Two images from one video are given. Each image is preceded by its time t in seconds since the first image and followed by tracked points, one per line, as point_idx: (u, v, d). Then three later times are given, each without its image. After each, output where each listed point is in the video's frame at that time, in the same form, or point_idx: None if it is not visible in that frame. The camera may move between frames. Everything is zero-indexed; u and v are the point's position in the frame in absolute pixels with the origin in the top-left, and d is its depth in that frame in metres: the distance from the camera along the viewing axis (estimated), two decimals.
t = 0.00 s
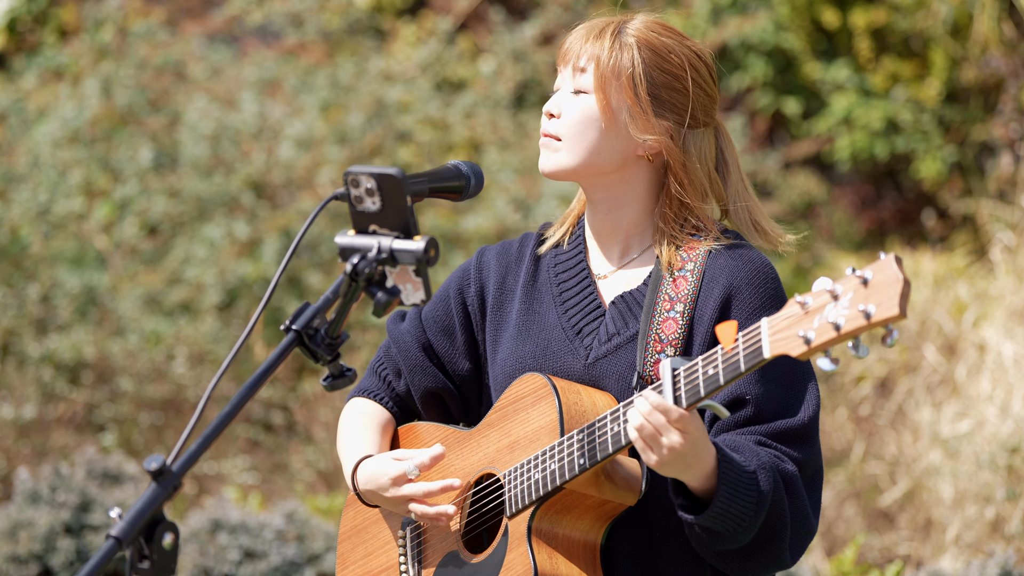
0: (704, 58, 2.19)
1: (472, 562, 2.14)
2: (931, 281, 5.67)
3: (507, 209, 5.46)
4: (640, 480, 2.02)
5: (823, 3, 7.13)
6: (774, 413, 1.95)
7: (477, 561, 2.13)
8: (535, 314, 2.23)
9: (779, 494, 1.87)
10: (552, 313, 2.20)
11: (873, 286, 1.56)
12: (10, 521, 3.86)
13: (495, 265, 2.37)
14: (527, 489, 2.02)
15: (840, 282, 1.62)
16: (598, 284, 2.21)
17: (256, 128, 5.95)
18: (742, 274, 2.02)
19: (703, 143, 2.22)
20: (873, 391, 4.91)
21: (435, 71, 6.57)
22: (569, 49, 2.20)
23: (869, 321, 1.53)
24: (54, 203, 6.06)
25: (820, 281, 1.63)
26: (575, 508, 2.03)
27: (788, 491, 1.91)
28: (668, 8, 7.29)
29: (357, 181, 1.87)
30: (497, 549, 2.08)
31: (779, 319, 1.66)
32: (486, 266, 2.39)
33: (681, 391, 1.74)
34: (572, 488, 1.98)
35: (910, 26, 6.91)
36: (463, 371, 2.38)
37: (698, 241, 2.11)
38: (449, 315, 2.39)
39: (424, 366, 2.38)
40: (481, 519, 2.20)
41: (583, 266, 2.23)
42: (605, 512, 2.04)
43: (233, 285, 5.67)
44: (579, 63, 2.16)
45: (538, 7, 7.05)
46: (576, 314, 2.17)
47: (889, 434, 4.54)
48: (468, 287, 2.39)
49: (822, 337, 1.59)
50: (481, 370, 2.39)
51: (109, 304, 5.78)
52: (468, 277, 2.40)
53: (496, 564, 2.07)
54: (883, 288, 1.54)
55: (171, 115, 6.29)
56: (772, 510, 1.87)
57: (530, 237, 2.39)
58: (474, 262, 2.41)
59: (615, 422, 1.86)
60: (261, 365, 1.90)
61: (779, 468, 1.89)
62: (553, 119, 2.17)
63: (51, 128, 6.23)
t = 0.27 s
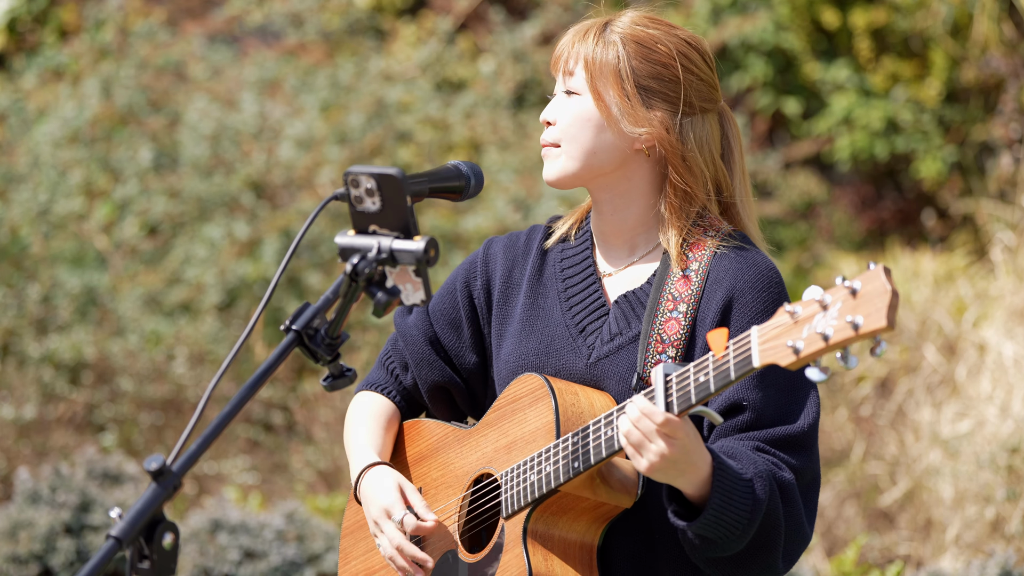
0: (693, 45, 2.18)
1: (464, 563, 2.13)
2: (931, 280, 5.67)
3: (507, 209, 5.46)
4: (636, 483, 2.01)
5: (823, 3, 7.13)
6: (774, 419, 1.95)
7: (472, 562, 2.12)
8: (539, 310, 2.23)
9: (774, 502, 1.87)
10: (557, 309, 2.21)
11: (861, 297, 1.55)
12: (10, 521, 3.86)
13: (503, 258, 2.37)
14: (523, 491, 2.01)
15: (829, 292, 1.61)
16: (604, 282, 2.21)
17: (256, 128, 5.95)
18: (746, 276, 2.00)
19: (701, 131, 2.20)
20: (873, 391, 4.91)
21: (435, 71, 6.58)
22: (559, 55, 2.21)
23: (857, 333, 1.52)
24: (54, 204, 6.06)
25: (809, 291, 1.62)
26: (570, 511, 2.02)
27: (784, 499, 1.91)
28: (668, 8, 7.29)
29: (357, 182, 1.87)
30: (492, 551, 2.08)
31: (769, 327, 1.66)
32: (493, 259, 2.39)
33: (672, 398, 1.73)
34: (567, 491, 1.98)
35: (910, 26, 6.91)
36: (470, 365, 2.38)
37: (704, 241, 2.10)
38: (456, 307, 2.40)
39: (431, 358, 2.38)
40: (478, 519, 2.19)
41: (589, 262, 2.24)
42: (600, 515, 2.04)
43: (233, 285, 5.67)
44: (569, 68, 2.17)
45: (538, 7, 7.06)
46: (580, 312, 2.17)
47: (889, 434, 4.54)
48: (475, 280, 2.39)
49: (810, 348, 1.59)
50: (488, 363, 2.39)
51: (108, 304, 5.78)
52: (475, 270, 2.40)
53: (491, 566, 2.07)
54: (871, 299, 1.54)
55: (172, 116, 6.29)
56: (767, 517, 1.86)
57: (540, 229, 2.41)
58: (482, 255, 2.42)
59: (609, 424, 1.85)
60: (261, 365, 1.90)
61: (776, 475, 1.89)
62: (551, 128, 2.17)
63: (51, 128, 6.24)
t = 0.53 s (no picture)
0: (688, 46, 2.17)
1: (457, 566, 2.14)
2: (931, 280, 5.67)
3: (507, 209, 5.45)
4: (629, 488, 2.01)
5: (823, 3, 7.13)
6: (770, 427, 1.95)
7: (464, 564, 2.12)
8: (539, 313, 2.24)
9: (767, 510, 1.87)
10: (557, 313, 2.21)
11: (853, 305, 1.55)
12: (10, 521, 3.86)
13: (504, 260, 2.37)
14: (516, 494, 2.01)
15: (822, 299, 1.61)
16: (605, 286, 2.21)
17: (256, 128, 5.94)
18: (746, 283, 1.99)
19: (700, 133, 2.20)
20: (873, 391, 4.91)
21: (435, 71, 6.57)
22: (555, 62, 2.21)
23: (846, 340, 1.52)
24: (55, 203, 6.06)
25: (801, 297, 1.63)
26: (564, 515, 2.02)
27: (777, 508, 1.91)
28: (668, 8, 7.29)
29: (358, 181, 1.87)
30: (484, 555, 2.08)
31: (760, 334, 1.66)
32: (494, 262, 2.40)
33: (665, 403, 1.73)
34: (559, 495, 1.97)
35: (910, 26, 6.91)
36: (470, 367, 2.38)
37: (705, 246, 2.09)
38: (457, 310, 2.40)
39: (431, 361, 2.38)
40: (473, 522, 2.19)
41: (590, 267, 2.24)
42: (594, 519, 2.04)
43: (233, 285, 5.67)
44: (565, 76, 2.17)
45: (538, 7, 7.06)
46: (579, 317, 2.17)
47: (889, 434, 4.54)
48: (476, 283, 2.39)
49: (800, 355, 1.59)
50: (488, 366, 2.39)
51: (108, 304, 5.79)
52: (476, 272, 2.41)
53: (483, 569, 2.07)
54: (863, 307, 1.54)
55: (172, 115, 6.29)
56: (759, 526, 1.86)
57: (542, 232, 2.40)
58: (484, 257, 2.42)
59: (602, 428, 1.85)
60: (261, 365, 1.90)
61: (771, 484, 1.89)
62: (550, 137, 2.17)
63: (52, 128, 6.24)
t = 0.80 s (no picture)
0: (685, 48, 2.17)
1: (451, 567, 2.14)
2: (931, 280, 5.67)
3: (507, 209, 5.45)
4: (624, 492, 1.99)
5: (823, 3, 7.13)
6: (770, 431, 1.95)
7: (457, 564, 2.13)
8: (538, 317, 2.24)
9: (763, 510, 1.86)
10: (556, 317, 2.21)
11: (843, 306, 1.55)
12: (10, 521, 3.86)
13: (504, 263, 2.37)
14: (511, 495, 2.01)
15: (813, 301, 1.61)
16: (604, 291, 2.21)
17: (256, 128, 5.94)
18: (744, 286, 2.00)
19: (696, 136, 2.20)
20: (873, 390, 4.91)
21: (435, 70, 6.57)
22: (553, 65, 2.21)
23: (836, 342, 1.52)
24: (55, 203, 6.06)
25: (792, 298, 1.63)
26: (558, 517, 2.02)
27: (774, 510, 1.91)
28: (668, 8, 7.29)
29: (357, 181, 1.87)
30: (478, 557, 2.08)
31: (752, 336, 1.66)
32: (493, 265, 2.39)
33: (656, 405, 1.72)
34: (553, 497, 1.98)
35: (910, 26, 6.91)
36: (469, 371, 2.38)
37: (704, 250, 2.09)
38: (456, 312, 2.40)
39: (429, 364, 2.38)
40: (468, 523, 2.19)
41: (589, 271, 2.24)
42: (589, 521, 2.04)
43: (233, 285, 5.67)
44: (562, 78, 2.17)
45: (538, 7, 7.06)
46: (578, 320, 2.17)
47: (889, 434, 4.54)
48: (476, 285, 2.39)
49: (791, 356, 1.59)
50: (487, 370, 2.39)
51: (108, 304, 5.79)
52: (476, 275, 2.41)
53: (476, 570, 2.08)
54: (853, 309, 1.53)
55: (172, 115, 6.29)
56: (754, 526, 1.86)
57: (541, 235, 2.40)
58: (483, 260, 2.42)
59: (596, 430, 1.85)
60: (261, 365, 1.90)
61: (768, 486, 1.89)
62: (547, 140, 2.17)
63: (52, 128, 6.24)
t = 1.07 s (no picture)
0: (686, 42, 2.17)
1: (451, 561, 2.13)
2: (931, 281, 5.67)
3: (507, 209, 5.46)
4: (623, 483, 2.02)
5: (823, 3, 7.13)
6: (774, 423, 1.95)
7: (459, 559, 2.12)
8: (542, 311, 2.24)
9: (761, 496, 1.86)
10: (560, 310, 2.21)
11: (842, 292, 1.55)
12: (10, 521, 3.86)
13: (509, 258, 2.37)
14: (511, 488, 2.01)
15: (812, 287, 1.62)
16: (608, 285, 2.21)
17: (256, 128, 5.95)
18: (749, 280, 2.00)
19: (698, 130, 2.20)
20: (873, 391, 4.92)
21: (435, 71, 6.57)
22: (555, 60, 2.22)
23: (835, 328, 1.52)
24: (55, 203, 6.07)
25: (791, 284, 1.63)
26: (558, 509, 2.02)
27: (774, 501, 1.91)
28: (668, 8, 7.29)
29: (357, 181, 1.87)
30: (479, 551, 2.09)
31: (750, 323, 1.66)
32: (499, 259, 2.40)
33: (656, 394, 1.71)
34: (553, 488, 1.98)
35: (910, 26, 6.91)
36: (474, 365, 2.38)
37: (707, 243, 2.10)
38: (461, 306, 2.40)
39: (433, 357, 2.38)
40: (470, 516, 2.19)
41: (594, 266, 2.24)
42: (588, 513, 2.04)
43: (233, 285, 5.67)
44: (564, 73, 2.18)
45: (538, 7, 7.06)
46: (581, 313, 2.17)
47: (890, 434, 4.54)
48: (481, 279, 2.39)
49: (789, 343, 1.60)
50: (491, 364, 2.39)
51: (109, 304, 5.79)
52: (482, 270, 2.41)
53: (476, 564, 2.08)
54: (851, 294, 1.53)
55: (172, 116, 6.29)
56: (751, 512, 1.86)
57: (547, 231, 2.39)
58: (489, 255, 2.42)
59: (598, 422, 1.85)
60: (261, 365, 1.90)
61: (768, 475, 1.90)
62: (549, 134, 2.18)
63: (52, 128, 6.24)
